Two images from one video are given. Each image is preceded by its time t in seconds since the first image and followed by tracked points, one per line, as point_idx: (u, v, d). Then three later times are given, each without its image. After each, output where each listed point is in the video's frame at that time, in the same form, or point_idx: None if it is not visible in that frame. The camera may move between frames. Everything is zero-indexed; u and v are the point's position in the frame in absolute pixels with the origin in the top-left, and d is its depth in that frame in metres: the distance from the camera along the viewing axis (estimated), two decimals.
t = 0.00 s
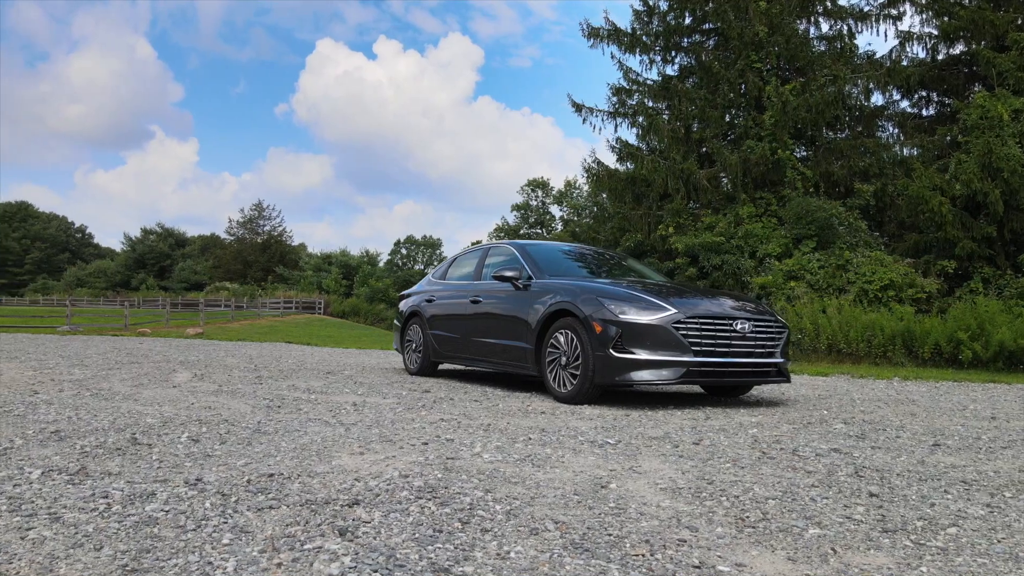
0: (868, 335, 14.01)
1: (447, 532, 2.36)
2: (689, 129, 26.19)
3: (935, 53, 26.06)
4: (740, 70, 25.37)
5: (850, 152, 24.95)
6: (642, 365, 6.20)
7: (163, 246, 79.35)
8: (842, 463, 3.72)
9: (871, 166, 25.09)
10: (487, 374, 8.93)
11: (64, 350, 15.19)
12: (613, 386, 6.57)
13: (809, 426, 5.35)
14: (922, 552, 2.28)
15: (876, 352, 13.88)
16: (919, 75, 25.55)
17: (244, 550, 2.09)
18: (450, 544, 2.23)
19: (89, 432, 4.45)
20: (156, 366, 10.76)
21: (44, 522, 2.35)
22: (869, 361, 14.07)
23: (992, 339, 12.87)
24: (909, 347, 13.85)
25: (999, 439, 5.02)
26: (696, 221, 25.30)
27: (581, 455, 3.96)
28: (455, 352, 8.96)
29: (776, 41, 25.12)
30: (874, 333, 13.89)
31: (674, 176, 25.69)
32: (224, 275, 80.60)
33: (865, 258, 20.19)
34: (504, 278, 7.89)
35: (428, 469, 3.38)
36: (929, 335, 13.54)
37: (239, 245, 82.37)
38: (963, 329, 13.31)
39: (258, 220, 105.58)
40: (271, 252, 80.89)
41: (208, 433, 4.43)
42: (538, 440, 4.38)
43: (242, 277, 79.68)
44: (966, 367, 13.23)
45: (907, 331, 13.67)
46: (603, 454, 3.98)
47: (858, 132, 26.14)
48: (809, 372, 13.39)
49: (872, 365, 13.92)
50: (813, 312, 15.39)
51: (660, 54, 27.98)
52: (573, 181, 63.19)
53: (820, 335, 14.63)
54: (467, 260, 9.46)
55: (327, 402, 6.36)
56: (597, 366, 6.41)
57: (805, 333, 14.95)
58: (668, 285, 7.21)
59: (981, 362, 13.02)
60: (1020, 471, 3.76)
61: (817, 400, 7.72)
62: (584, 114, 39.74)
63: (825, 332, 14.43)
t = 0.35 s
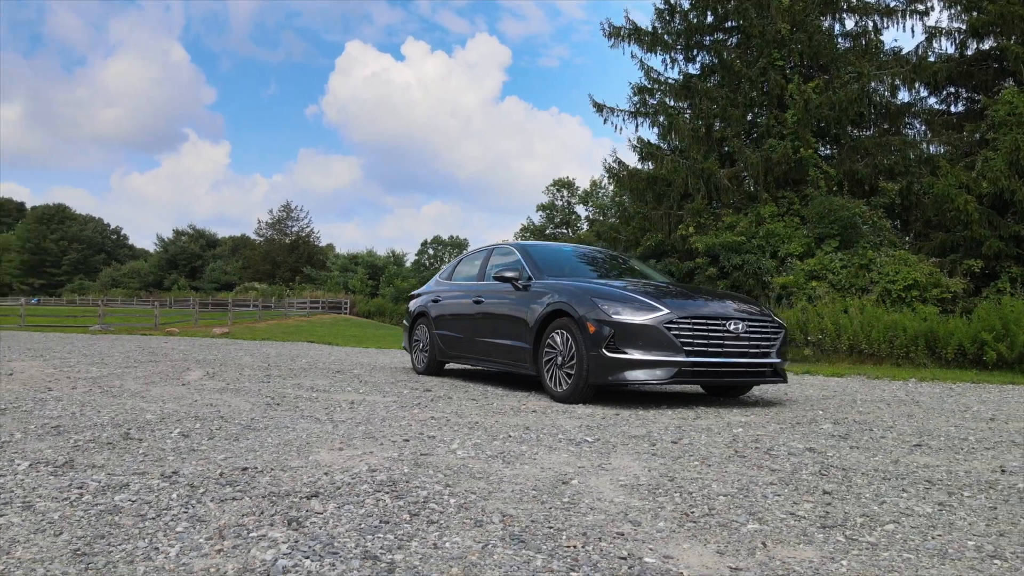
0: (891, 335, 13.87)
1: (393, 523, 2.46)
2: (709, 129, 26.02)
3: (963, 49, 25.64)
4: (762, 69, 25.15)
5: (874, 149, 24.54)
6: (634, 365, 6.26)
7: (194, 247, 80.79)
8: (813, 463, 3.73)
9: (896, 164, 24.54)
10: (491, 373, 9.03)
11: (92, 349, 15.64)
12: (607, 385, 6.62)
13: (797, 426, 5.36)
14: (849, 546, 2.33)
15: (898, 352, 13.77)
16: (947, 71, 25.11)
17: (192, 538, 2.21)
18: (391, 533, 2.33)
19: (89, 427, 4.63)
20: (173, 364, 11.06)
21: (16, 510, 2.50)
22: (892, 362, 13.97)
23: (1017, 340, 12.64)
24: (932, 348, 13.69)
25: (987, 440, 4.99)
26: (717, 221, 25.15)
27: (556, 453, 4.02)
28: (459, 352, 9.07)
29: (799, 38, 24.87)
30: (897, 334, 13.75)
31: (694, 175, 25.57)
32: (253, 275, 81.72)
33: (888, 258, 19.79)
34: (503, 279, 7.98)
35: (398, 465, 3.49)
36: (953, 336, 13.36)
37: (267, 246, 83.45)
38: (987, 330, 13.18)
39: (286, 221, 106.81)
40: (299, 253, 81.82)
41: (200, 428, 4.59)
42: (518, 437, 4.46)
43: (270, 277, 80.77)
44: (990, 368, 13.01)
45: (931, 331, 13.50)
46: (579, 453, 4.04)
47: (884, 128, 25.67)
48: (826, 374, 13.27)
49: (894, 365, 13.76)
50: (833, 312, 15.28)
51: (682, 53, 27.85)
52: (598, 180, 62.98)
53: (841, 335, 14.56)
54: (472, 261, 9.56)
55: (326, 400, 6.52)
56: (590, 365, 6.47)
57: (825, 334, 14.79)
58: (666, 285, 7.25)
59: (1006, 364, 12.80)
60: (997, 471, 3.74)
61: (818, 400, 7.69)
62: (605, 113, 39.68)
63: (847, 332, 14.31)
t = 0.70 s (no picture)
0: (912, 335, 13.73)
1: (350, 513, 2.56)
2: (729, 127, 25.82)
3: (990, 44, 25.18)
4: (782, 66, 24.90)
5: (897, 148, 24.33)
6: (629, 365, 6.29)
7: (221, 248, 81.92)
8: (786, 462, 3.75)
9: (921, 162, 24.35)
10: (495, 373, 9.11)
11: (115, 347, 16.00)
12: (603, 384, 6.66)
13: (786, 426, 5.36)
14: (789, 540, 2.37)
15: (919, 353, 13.63)
16: (973, 66, 24.68)
17: (154, 525, 2.32)
18: (347, 523, 2.42)
19: (91, 422, 4.79)
20: (188, 363, 11.27)
21: None
22: (914, 362, 13.84)
23: None
24: (955, 349, 13.50)
25: (976, 440, 4.97)
26: (736, 220, 24.96)
27: (536, 450, 4.09)
28: (464, 351, 9.17)
29: (820, 36, 24.61)
30: (918, 334, 13.60)
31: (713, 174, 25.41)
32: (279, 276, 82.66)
33: (911, 257, 19.56)
34: (504, 279, 8.08)
35: (374, 460, 3.58)
36: (976, 337, 13.16)
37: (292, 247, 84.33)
38: (1011, 331, 12.96)
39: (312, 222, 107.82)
40: (324, 254, 82.60)
41: (194, 424, 4.72)
42: (503, 435, 4.54)
43: (295, 278, 81.59)
44: (1014, 369, 12.79)
45: (952, 331, 13.32)
46: (559, 450, 4.10)
47: (908, 126, 25.30)
48: (842, 374, 13.16)
49: (915, 367, 13.59)
50: (854, 311, 15.18)
51: (702, 52, 27.62)
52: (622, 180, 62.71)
53: (861, 335, 14.36)
54: (478, 261, 9.67)
55: (326, 398, 6.65)
56: (586, 365, 6.52)
57: (846, 334, 14.64)
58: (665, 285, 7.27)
59: None
60: (975, 471, 3.71)
61: (821, 401, 7.66)
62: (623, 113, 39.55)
63: (867, 332, 14.18)
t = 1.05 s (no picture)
0: (936, 335, 13.58)
1: (307, 504, 2.67)
2: (751, 127, 25.56)
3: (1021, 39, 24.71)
4: (805, 64, 24.61)
5: (924, 146, 23.99)
6: (623, 364, 6.34)
7: (250, 249, 83.09)
8: (755, 460, 3.79)
9: (948, 160, 23.94)
10: (499, 372, 9.20)
11: (139, 347, 16.33)
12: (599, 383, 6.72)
13: (774, 426, 5.37)
14: (725, 534, 2.43)
15: (943, 354, 13.48)
16: (1004, 62, 24.20)
17: (114, 513, 2.45)
18: (301, 513, 2.54)
19: (93, 418, 4.97)
20: (203, 362, 11.50)
21: None
22: (937, 363, 13.65)
23: None
24: (980, 349, 13.30)
25: (964, 440, 4.93)
26: (758, 219, 24.74)
27: (513, 447, 4.17)
28: (469, 351, 9.28)
29: (844, 33, 24.29)
30: (942, 335, 13.48)
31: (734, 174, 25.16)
32: (307, 276, 83.58)
33: (936, 257, 19.27)
34: (506, 279, 8.19)
35: (350, 455, 3.69)
36: (1002, 337, 12.96)
37: (320, 248, 85.24)
38: None
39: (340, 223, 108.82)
40: (352, 254, 83.42)
41: (190, 420, 4.88)
42: (486, 432, 4.63)
43: (322, 278, 82.40)
44: None
45: (977, 332, 13.14)
46: (536, 448, 4.17)
47: (936, 124, 24.80)
48: (858, 375, 13.15)
49: (938, 368, 13.41)
50: (876, 311, 15.01)
51: (725, 50, 27.39)
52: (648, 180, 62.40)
53: (883, 336, 14.22)
54: (483, 261, 9.79)
55: (327, 396, 6.80)
56: (581, 364, 6.58)
57: (868, 335, 14.50)
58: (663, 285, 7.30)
59: None
60: (948, 471, 3.71)
61: (822, 401, 7.62)
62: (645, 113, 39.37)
63: (890, 332, 14.03)
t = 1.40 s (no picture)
0: (957, 336, 13.43)
1: (272, 496, 2.78)
2: (771, 125, 25.07)
3: None
4: (826, 62, 24.28)
5: (949, 143, 23.55)
6: (616, 363, 6.38)
7: (276, 250, 84.02)
8: (728, 459, 3.81)
9: (974, 157, 23.50)
10: (503, 372, 9.27)
11: (161, 347, 16.61)
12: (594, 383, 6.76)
13: (761, 425, 5.37)
14: (667, 528, 2.50)
15: (965, 355, 13.33)
16: None
17: (84, 502, 2.58)
18: (261, 504, 2.65)
19: (96, 413, 5.13)
20: (217, 360, 11.71)
21: None
22: (960, 365, 13.48)
23: None
24: (1004, 351, 13.09)
25: (951, 441, 4.91)
26: (779, 219, 24.45)
27: (493, 444, 4.23)
28: (473, 350, 9.37)
29: (866, 29, 23.93)
30: (963, 335, 13.35)
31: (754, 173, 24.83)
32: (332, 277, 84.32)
33: (960, 256, 18.96)
34: (507, 279, 8.29)
35: (328, 450, 3.79)
36: None
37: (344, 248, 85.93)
38: None
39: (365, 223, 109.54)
40: (376, 255, 84.00)
41: (187, 417, 5.02)
42: (471, 430, 4.71)
43: (347, 279, 83.06)
44: None
45: (1001, 333, 12.96)
46: (516, 445, 4.24)
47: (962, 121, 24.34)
48: (875, 376, 13.07)
49: (960, 369, 13.22)
50: (897, 311, 14.88)
51: (745, 48, 27.09)
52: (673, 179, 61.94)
53: (904, 337, 14.08)
54: (488, 262, 9.89)
55: (326, 394, 6.94)
56: (576, 364, 6.63)
57: (889, 335, 14.38)
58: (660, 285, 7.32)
59: None
60: (923, 471, 3.69)
61: (822, 401, 7.59)
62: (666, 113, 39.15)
63: (911, 333, 13.91)
